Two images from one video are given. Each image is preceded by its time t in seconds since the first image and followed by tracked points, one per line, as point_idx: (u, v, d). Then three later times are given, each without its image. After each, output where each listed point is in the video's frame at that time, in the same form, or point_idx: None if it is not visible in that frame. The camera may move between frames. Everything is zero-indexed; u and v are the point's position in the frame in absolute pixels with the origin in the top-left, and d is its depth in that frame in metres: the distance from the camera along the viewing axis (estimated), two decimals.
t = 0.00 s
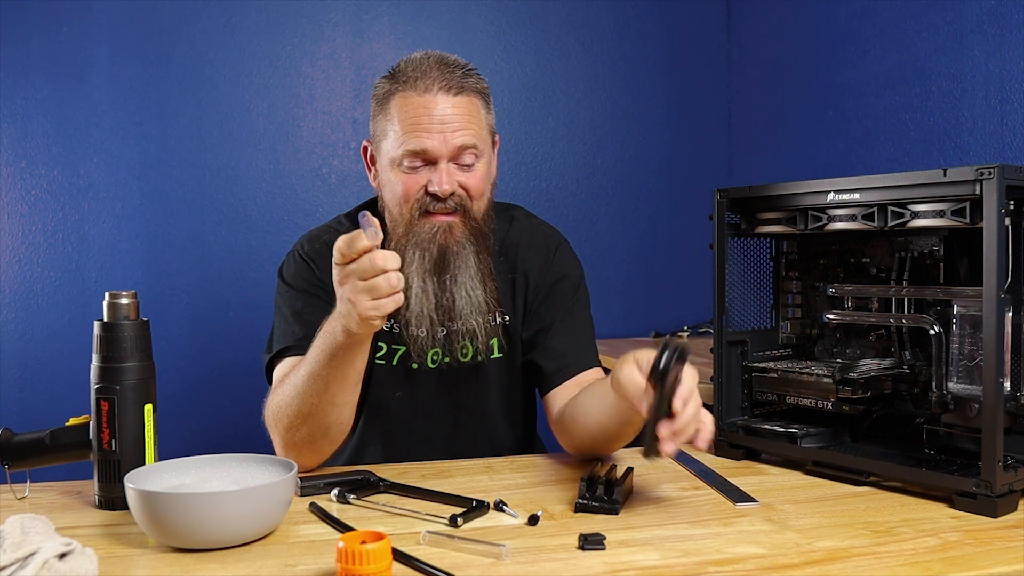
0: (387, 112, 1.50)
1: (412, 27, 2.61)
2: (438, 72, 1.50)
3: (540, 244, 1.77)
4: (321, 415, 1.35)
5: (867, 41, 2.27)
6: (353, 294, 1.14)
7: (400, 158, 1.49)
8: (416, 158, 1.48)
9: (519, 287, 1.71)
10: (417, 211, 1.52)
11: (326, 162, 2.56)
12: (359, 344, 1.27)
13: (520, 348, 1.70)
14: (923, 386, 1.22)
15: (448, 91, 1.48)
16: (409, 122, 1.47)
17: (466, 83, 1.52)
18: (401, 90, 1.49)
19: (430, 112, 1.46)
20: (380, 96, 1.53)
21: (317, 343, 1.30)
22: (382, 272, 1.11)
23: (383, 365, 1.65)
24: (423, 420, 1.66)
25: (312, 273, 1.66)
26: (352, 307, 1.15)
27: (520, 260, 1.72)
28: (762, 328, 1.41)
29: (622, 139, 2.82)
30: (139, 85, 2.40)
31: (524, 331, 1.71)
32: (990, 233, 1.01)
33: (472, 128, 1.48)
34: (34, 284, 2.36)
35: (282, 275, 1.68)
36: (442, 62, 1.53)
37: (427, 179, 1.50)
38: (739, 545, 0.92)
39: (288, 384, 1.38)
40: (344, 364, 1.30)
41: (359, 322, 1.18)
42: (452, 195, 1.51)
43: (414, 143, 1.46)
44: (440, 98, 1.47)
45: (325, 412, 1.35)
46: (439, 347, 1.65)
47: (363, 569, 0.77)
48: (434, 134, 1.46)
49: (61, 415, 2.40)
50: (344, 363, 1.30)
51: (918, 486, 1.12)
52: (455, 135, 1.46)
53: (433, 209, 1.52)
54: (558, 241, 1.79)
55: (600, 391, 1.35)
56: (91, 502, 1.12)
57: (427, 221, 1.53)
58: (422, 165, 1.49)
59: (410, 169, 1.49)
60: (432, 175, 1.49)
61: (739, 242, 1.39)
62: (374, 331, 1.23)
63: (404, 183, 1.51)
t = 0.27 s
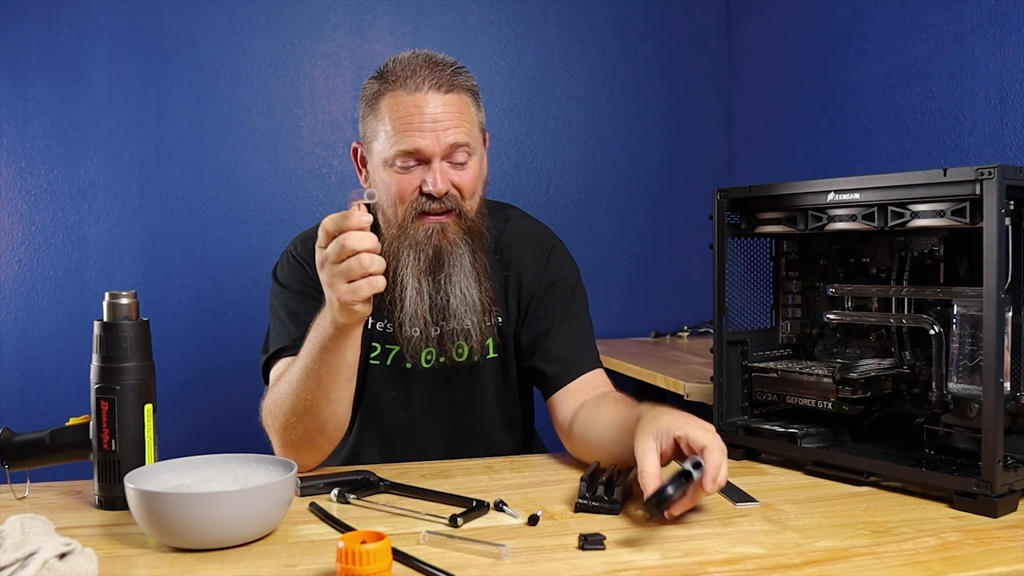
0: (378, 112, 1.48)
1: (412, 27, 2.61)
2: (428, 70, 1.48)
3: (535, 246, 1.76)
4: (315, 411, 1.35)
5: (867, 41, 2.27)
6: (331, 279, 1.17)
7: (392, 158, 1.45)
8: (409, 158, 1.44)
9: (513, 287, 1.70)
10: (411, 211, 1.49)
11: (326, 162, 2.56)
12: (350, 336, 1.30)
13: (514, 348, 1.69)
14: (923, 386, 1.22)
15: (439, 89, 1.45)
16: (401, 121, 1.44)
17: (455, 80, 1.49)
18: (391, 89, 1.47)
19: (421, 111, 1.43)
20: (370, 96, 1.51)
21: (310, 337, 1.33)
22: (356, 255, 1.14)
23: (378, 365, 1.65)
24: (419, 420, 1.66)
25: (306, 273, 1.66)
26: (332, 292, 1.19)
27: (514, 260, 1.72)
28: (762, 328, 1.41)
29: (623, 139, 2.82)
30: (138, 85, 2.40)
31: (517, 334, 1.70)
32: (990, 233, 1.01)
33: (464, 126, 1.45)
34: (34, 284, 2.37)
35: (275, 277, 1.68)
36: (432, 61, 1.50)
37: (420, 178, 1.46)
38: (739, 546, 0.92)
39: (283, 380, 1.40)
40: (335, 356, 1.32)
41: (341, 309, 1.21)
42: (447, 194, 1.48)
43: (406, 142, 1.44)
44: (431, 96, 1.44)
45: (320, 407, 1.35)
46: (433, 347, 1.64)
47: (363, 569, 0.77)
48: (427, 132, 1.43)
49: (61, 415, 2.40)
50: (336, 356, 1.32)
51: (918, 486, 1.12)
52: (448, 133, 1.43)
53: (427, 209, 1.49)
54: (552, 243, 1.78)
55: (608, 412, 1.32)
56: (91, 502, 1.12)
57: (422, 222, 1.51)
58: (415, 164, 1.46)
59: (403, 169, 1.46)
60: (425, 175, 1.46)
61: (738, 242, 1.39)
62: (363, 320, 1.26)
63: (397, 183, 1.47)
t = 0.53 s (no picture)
0: (369, 105, 1.59)
1: (412, 27, 2.61)
2: (418, 65, 1.58)
3: (536, 247, 1.74)
4: (313, 412, 1.35)
5: (867, 42, 2.27)
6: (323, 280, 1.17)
7: (378, 148, 1.57)
8: (393, 147, 1.56)
9: (513, 288, 1.69)
10: (393, 201, 1.61)
11: (326, 162, 2.56)
12: (344, 338, 1.30)
13: (515, 350, 1.68)
14: (923, 386, 1.22)
15: (427, 82, 1.56)
16: (388, 112, 1.55)
17: (448, 74, 1.59)
18: (383, 83, 1.58)
19: (407, 102, 1.54)
20: (366, 91, 1.62)
21: (306, 338, 1.34)
22: (348, 258, 1.14)
23: (375, 365, 1.68)
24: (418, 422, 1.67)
25: (304, 272, 1.66)
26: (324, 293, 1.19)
27: (514, 262, 1.70)
28: (762, 328, 1.41)
29: (623, 139, 2.82)
30: (138, 85, 2.40)
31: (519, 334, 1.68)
32: (990, 233, 1.01)
33: (448, 118, 1.57)
34: (34, 284, 2.36)
35: (274, 276, 1.68)
36: (424, 57, 1.60)
37: (403, 168, 1.58)
38: (739, 546, 0.92)
39: (281, 381, 1.40)
40: (331, 358, 1.33)
41: (335, 310, 1.22)
42: (427, 184, 1.60)
43: (390, 132, 1.55)
44: (419, 89, 1.55)
45: (317, 408, 1.35)
46: (428, 347, 1.68)
47: (363, 569, 0.77)
48: (410, 123, 1.55)
49: (61, 415, 2.40)
50: (331, 357, 1.32)
51: (918, 486, 1.12)
52: (430, 124, 1.55)
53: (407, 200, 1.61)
54: (553, 244, 1.76)
55: (611, 420, 1.31)
56: (91, 502, 1.12)
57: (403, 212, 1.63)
58: (399, 154, 1.57)
59: (388, 159, 1.57)
60: (408, 165, 1.58)
61: (739, 242, 1.39)
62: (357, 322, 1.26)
63: (382, 173, 1.58)
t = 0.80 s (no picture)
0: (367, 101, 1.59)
1: (412, 27, 2.61)
2: (417, 62, 1.59)
3: (536, 245, 1.75)
4: (314, 415, 1.36)
5: (867, 42, 2.27)
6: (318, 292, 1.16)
7: (375, 142, 1.56)
8: (389, 140, 1.55)
9: (513, 287, 1.69)
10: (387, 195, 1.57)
11: (326, 162, 2.56)
12: (344, 343, 1.30)
13: (516, 348, 1.68)
14: (923, 386, 1.22)
15: (425, 77, 1.56)
16: (385, 106, 1.54)
17: (447, 71, 1.60)
18: (381, 80, 1.58)
19: (404, 96, 1.54)
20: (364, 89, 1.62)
21: (306, 341, 1.33)
22: (330, 269, 1.12)
23: (375, 362, 1.66)
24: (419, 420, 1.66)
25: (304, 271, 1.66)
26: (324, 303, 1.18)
27: (514, 261, 1.70)
28: (762, 328, 1.41)
29: (623, 139, 2.82)
30: (138, 84, 2.40)
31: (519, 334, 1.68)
32: (990, 233, 1.01)
33: (445, 112, 1.56)
34: (34, 284, 2.36)
35: (274, 275, 1.68)
36: (423, 55, 1.61)
37: (399, 162, 1.56)
38: (739, 546, 0.92)
39: (281, 383, 1.40)
40: (331, 363, 1.33)
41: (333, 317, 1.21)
42: (422, 177, 1.57)
43: (387, 125, 1.54)
44: (416, 83, 1.55)
45: (317, 410, 1.35)
46: (428, 347, 1.66)
47: (363, 569, 0.77)
48: (407, 116, 1.54)
49: (61, 415, 2.40)
50: (331, 360, 1.32)
51: (918, 487, 1.12)
52: (428, 117, 1.54)
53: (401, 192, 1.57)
54: (554, 242, 1.77)
55: (608, 418, 1.31)
56: (91, 502, 1.12)
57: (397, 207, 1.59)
58: (395, 148, 1.56)
59: (384, 152, 1.56)
60: (404, 158, 1.56)
61: (739, 242, 1.39)
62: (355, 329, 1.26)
63: (378, 167, 1.56)
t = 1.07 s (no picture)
0: (372, 99, 1.60)
1: (412, 27, 2.61)
2: (421, 59, 1.60)
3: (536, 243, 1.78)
4: (319, 417, 1.36)
5: (867, 42, 2.27)
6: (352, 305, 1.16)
7: (382, 139, 1.56)
8: (396, 136, 1.55)
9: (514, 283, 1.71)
10: (394, 191, 1.57)
11: (326, 162, 2.56)
12: (354, 346, 1.30)
13: (517, 345, 1.70)
14: (923, 386, 1.21)
15: (429, 73, 1.56)
16: (391, 102, 1.55)
17: (450, 68, 1.60)
18: (386, 78, 1.59)
19: (409, 92, 1.54)
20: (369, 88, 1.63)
21: (313, 343, 1.32)
22: (374, 285, 1.11)
23: (376, 360, 1.66)
24: (421, 420, 1.65)
25: (306, 271, 1.66)
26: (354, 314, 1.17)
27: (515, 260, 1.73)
28: (762, 328, 1.41)
29: (623, 139, 2.82)
30: (138, 84, 2.40)
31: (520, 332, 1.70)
32: (990, 233, 1.01)
33: (451, 108, 1.57)
34: (34, 284, 2.36)
35: (275, 275, 1.67)
36: (427, 53, 1.62)
37: (405, 158, 1.56)
38: (739, 546, 0.92)
39: (286, 383, 1.39)
40: (340, 366, 1.33)
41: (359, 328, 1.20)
42: (429, 173, 1.57)
43: (394, 121, 1.55)
44: (421, 80, 1.56)
45: (323, 413, 1.36)
46: (431, 343, 1.67)
47: (363, 569, 0.77)
48: (413, 112, 1.54)
49: (61, 415, 2.40)
50: (340, 364, 1.32)
51: (918, 487, 1.12)
52: (433, 112, 1.55)
53: (408, 187, 1.56)
54: (554, 240, 1.79)
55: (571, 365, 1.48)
56: (91, 502, 1.11)
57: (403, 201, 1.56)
58: (401, 143, 1.56)
59: (391, 148, 1.56)
60: (410, 154, 1.56)
61: (739, 242, 1.38)
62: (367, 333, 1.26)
63: (385, 164, 1.57)
